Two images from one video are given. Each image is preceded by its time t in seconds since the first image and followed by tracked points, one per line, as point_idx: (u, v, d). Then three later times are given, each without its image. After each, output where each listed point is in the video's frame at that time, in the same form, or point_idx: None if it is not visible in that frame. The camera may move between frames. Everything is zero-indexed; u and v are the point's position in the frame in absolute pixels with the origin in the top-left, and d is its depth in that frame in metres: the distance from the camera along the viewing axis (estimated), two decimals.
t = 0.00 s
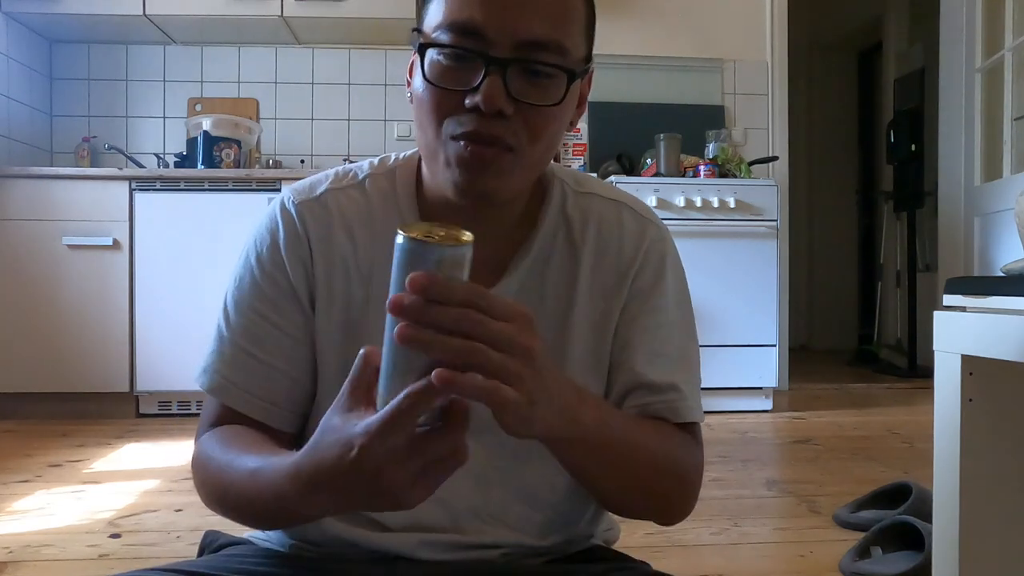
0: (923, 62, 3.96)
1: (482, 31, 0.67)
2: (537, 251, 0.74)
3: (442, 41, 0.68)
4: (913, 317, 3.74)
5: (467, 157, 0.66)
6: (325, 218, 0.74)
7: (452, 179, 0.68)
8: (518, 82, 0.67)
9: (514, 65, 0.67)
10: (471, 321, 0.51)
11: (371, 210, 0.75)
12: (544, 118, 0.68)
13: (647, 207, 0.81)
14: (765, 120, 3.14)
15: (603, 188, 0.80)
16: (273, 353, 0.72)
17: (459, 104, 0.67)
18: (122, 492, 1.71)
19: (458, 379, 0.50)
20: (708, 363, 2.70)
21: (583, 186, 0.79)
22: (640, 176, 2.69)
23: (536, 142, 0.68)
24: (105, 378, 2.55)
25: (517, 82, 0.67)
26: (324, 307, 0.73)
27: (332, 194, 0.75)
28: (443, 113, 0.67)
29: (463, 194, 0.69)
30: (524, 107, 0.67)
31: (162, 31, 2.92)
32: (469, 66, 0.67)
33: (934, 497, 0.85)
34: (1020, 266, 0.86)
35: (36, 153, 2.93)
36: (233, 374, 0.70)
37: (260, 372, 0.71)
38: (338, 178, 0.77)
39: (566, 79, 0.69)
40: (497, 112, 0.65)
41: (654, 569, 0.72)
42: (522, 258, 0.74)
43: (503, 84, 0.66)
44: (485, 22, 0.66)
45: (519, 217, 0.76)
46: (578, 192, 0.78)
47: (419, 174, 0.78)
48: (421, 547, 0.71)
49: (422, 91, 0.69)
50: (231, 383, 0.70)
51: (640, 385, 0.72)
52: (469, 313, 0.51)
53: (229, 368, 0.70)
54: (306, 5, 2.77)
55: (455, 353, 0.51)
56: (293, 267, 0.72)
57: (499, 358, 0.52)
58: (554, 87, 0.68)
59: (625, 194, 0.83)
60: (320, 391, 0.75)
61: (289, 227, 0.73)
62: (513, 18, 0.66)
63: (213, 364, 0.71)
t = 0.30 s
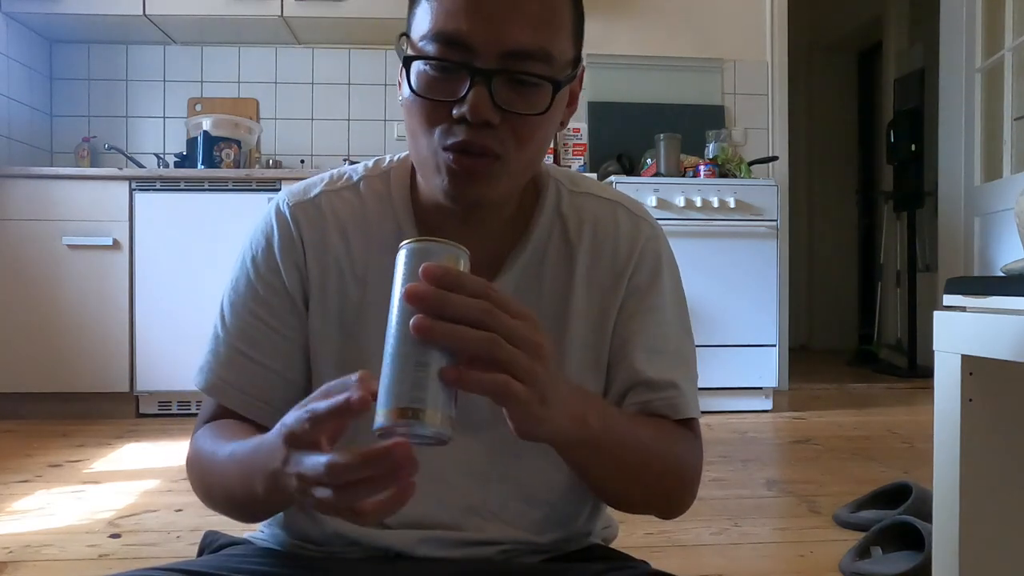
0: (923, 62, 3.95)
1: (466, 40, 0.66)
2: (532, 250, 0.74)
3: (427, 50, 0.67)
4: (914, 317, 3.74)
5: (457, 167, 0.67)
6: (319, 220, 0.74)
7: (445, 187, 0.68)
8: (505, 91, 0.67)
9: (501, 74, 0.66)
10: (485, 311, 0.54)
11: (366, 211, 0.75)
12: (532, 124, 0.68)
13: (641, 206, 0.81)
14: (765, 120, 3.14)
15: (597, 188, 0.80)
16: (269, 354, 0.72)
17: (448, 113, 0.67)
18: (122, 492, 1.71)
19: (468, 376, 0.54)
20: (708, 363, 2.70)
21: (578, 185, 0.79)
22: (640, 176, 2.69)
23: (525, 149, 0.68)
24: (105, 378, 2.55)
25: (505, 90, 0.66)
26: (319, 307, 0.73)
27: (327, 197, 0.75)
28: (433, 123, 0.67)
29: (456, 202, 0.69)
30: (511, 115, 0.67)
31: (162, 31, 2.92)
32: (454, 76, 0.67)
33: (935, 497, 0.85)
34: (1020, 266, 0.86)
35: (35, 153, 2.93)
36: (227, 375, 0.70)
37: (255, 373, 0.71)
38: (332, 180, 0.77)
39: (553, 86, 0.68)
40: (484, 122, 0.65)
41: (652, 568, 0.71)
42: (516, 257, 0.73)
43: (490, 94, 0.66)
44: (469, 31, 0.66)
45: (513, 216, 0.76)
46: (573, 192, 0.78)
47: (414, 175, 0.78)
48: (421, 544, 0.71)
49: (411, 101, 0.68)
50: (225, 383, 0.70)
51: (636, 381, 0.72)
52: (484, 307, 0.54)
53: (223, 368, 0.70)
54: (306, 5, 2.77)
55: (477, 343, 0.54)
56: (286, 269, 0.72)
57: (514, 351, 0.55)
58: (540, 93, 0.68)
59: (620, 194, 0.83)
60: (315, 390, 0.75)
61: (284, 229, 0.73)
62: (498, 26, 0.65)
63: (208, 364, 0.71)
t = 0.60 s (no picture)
0: (923, 62, 3.95)
1: (466, 71, 0.64)
2: (530, 248, 0.74)
3: (424, 78, 0.65)
4: (914, 318, 3.74)
5: (459, 196, 0.67)
6: (310, 221, 0.74)
7: (446, 215, 0.68)
8: (508, 119, 0.65)
9: (502, 103, 0.65)
10: (693, 321, 0.60)
11: (361, 211, 0.75)
12: (535, 149, 0.67)
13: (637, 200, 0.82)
14: (765, 120, 3.14)
15: (595, 184, 0.80)
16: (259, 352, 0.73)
17: (448, 144, 0.66)
18: (122, 492, 1.71)
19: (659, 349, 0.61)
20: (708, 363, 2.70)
21: (575, 184, 0.79)
22: (640, 176, 2.69)
23: (526, 172, 0.68)
24: (105, 378, 2.55)
25: (506, 119, 0.65)
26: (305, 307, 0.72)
27: (321, 198, 0.75)
28: (433, 152, 0.66)
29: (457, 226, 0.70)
30: (513, 142, 0.66)
31: (162, 30, 2.92)
32: (453, 106, 0.65)
33: (934, 498, 0.85)
34: (1020, 266, 0.86)
35: (35, 153, 2.93)
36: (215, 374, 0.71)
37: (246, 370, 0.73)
38: (328, 182, 0.78)
39: (556, 111, 0.67)
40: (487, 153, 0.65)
41: (651, 567, 0.71)
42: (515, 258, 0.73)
43: (492, 124, 0.65)
44: (469, 62, 0.63)
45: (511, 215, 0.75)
46: (569, 189, 0.78)
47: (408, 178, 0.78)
48: (421, 543, 0.71)
49: (408, 129, 0.67)
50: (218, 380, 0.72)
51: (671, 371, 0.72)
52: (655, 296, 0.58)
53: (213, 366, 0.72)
54: (306, 5, 2.77)
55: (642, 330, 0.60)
56: (279, 272, 0.73)
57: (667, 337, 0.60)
58: (543, 118, 0.67)
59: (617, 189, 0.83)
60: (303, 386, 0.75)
61: (275, 232, 0.73)
62: (499, 56, 0.63)
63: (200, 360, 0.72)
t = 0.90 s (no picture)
0: (923, 62, 3.95)
1: (461, 72, 0.63)
2: (526, 252, 0.71)
3: (415, 82, 0.64)
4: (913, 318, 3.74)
5: (460, 203, 0.65)
6: (291, 221, 0.74)
7: (445, 222, 0.66)
8: (508, 120, 0.63)
9: (500, 102, 0.63)
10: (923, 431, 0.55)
11: (344, 213, 0.74)
12: (537, 150, 0.65)
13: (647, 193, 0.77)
14: (765, 120, 3.14)
15: (599, 180, 0.76)
16: (245, 339, 0.76)
17: (445, 148, 0.64)
18: (122, 492, 1.71)
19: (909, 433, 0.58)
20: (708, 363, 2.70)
21: (575, 181, 0.75)
22: (640, 176, 2.70)
23: (529, 173, 0.66)
24: (105, 379, 2.55)
25: (504, 118, 0.63)
26: (278, 305, 0.73)
27: (301, 200, 0.75)
28: (431, 157, 0.65)
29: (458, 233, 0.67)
30: (514, 142, 0.64)
31: (162, 30, 2.92)
32: (448, 109, 0.63)
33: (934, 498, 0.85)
34: (1020, 266, 0.86)
35: (35, 153, 2.93)
36: (212, 358, 0.75)
37: (239, 353, 0.76)
38: (314, 182, 0.77)
39: (557, 110, 0.66)
40: (488, 156, 0.63)
41: (652, 568, 0.71)
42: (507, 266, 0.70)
43: (491, 127, 0.63)
44: (463, 63, 0.62)
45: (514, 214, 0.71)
46: (569, 188, 0.74)
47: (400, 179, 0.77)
48: (418, 548, 0.71)
49: (401, 137, 0.66)
50: (214, 367, 0.76)
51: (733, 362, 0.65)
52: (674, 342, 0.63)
53: (210, 350, 0.76)
54: (306, 5, 2.77)
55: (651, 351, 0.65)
56: (261, 272, 0.73)
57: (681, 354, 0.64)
58: (543, 118, 0.65)
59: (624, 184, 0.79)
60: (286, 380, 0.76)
61: (257, 231, 0.74)
62: (496, 54, 0.62)
63: (200, 347, 0.76)
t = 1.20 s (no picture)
0: (923, 62, 3.95)
1: (458, 78, 0.62)
2: (525, 259, 0.70)
3: (412, 87, 0.64)
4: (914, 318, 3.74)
5: (458, 211, 0.65)
6: (289, 222, 0.74)
7: (444, 230, 0.67)
8: (509, 127, 0.63)
9: (499, 108, 0.63)
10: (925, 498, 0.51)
11: (342, 217, 0.74)
12: (537, 157, 0.65)
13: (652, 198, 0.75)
14: (765, 120, 3.14)
15: (602, 185, 0.75)
16: (242, 343, 0.75)
17: (443, 156, 0.64)
18: (122, 493, 1.71)
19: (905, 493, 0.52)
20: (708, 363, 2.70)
21: (577, 187, 0.74)
22: (640, 176, 2.70)
23: (528, 180, 0.66)
24: (106, 379, 2.55)
25: (504, 123, 0.63)
26: (273, 309, 0.73)
27: (300, 202, 0.75)
28: (428, 165, 0.64)
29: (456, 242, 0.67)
30: (514, 149, 0.64)
31: (162, 31, 2.92)
32: (446, 116, 0.63)
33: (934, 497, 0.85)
34: (1021, 266, 0.86)
35: (36, 153, 2.93)
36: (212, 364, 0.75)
37: (236, 357, 0.76)
38: (313, 182, 0.77)
39: (558, 116, 0.65)
40: (488, 165, 0.63)
41: (650, 570, 0.71)
42: (503, 277, 0.69)
43: (492, 134, 0.63)
44: (460, 68, 0.62)
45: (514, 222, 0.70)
46: (571, 195, 0.73)
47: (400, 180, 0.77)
48: (416, 555, 0.71)
49: (398, 145, 0.65)
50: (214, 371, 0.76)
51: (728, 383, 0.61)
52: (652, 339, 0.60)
53: (211, 356, 0.75)
54: (306, 5, 2.77)
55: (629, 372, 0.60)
56: (258, 274, 0.74)
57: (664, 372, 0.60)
58: (542, 122, 0.65)
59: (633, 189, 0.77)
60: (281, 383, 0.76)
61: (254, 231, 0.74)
62: (493, 58, 0.61)
63: (200, 351, 0.76)
